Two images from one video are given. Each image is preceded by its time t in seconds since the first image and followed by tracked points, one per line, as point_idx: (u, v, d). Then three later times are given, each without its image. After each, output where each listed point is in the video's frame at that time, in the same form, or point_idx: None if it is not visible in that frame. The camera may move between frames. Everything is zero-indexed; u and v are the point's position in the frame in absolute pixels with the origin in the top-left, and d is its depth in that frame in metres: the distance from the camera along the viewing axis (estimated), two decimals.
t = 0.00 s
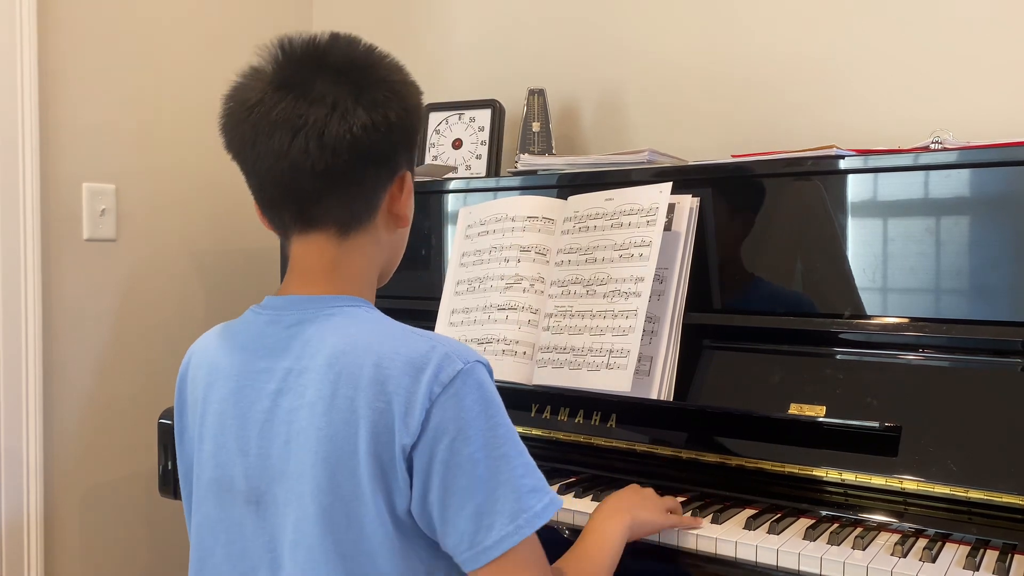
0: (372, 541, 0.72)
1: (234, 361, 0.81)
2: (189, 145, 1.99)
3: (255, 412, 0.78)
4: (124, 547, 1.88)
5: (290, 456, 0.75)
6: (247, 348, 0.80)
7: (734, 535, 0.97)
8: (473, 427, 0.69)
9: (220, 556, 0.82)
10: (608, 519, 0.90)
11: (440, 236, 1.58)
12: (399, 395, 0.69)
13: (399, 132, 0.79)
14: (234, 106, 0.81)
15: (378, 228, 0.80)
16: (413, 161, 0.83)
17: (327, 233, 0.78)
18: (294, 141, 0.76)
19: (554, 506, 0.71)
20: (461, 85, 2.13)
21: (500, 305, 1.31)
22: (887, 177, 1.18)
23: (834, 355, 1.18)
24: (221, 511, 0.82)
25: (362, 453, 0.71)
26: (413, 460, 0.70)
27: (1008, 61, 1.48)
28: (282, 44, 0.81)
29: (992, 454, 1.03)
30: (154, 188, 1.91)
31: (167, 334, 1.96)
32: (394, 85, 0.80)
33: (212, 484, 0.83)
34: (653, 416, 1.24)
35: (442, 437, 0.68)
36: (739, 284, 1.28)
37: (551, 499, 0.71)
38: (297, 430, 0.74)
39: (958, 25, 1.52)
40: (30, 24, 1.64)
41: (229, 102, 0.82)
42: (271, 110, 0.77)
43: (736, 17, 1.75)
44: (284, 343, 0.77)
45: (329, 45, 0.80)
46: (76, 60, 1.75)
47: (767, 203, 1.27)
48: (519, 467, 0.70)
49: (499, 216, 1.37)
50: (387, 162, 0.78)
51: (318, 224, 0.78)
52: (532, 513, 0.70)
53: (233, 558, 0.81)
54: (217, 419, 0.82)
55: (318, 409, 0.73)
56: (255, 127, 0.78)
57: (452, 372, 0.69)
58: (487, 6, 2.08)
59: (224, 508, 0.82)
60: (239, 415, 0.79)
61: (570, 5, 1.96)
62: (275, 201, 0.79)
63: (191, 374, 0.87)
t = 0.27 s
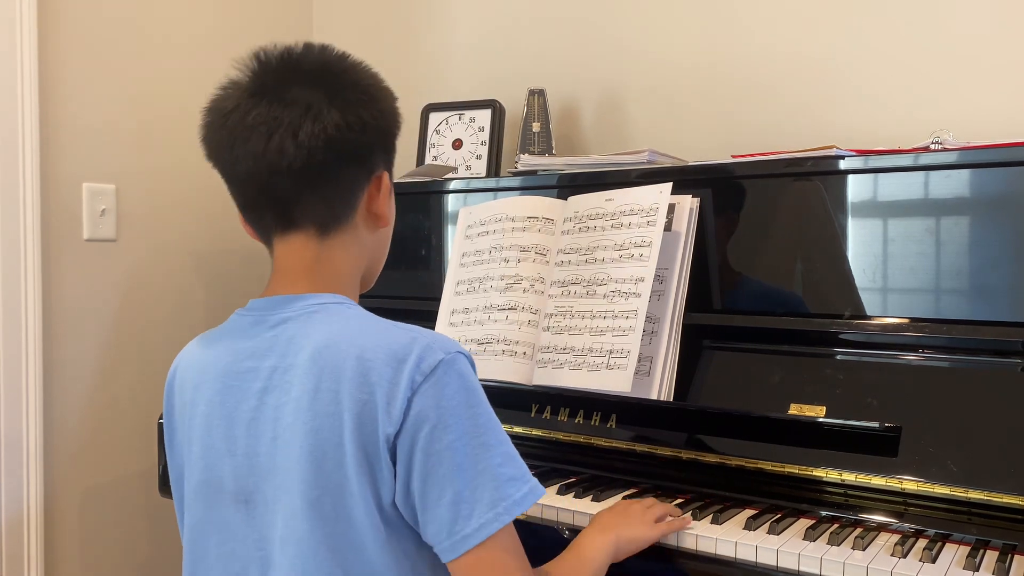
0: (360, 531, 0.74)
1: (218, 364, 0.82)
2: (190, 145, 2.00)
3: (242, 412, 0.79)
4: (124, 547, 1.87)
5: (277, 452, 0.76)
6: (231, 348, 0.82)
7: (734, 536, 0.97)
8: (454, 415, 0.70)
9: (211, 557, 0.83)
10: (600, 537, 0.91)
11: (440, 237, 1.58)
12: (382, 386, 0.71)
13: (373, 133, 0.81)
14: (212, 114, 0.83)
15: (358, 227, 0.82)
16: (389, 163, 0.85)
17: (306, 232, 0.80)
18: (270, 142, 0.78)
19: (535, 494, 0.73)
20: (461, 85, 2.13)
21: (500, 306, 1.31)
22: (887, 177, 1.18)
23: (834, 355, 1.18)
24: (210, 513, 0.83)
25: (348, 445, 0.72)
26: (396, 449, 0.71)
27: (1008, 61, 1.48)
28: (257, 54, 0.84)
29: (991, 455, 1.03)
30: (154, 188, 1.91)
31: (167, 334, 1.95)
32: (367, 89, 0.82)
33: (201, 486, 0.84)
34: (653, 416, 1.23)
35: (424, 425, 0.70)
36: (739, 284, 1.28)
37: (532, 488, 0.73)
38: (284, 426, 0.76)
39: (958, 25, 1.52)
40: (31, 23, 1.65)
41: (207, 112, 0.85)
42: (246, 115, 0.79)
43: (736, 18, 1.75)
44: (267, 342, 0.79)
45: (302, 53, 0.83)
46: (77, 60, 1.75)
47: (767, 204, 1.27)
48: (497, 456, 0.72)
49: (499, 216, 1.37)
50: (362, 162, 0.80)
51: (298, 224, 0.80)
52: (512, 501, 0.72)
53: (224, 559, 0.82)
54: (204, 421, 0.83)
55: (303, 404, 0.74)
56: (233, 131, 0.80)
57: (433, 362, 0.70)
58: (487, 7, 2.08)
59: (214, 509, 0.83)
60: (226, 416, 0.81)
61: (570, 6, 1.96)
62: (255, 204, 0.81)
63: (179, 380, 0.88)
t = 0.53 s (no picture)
0: (348, 530, 0.75)
1: (184, 377, 0.82)
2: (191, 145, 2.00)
3: (213, 422, 0.80)
4: (124, 547, 1.87)
5: (254, 459, 0.77)
6: (196, 360, 0.82)
7: (734, 537, 0.97)
8: (437, 404, 0.71)
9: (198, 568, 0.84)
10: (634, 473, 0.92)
11: (440, 237, 1.58)
12: (354, 387, 0.71)
13: (326, 127, 0.81)
14: (171, 115, 0.85)
15: (315, 224, 0.82)
16: (349, 157, 0.85)
17: (262, 232, 0.81)
18: (220, 137, 0.79)
19: (528, 464, 0.74)
20: (461, 86, 2.13)
21: (500, 307, 1.31)
22: (887, 178, 1.18)
23: (835, 355, 1.18)
24: (195, 524, 0.83)
25: (326, 448, 0.73)
26: (379, 446, 0.72)
27: (1007, 61, 1.48)
28: (215, 54, 0.85)
29: (991, 455, 1.03)
30: (154, 189, 1.91)
31: (167, 334, 1.95)
32: (321, 84, 0.83)
33: (181, 499, 0.84)
34: (653, 417, 1.23)
35: (408, 420, 0.71)
36: (739, 285, 1.28)
37: (525, 458, 0.74)
38: (258, 434, 0.76)
39: (958, 25, 1.52)
40: (31, 24, 1.65)
41: (169, 113, 0.87)
42: (198, 112, 0.81)
43: (736, 18, 1.75)
44: (233, 351, 0.79)
45: (256, 50, 0.84)
46: (77, 61, 1.76)
47: (767, 205, 1.27)
48: (489, 433, 0.73)
49: (500, 216, 1.37)
50: (315, 156, 0.81)
51: (253, 221, 0.81)
52: (509, 475, 0.72)
53: (211, 568, 0.83)
54: (179, 435, 0.83)
55: (276, 411, 0.75)
56: (188, 129, 0.81)
57: (405, 356, 0.71)
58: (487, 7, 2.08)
59: (196, 520, 0.83)
60: (197, 427, 0.81)
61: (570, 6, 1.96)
62: (213, 202, 0.82)
63: (149, 396, 0.88)
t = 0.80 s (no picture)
0: (343, 531, 0.75)
1: (183, 374, 0.82)
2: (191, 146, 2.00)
3: (210, 420, 0.80)
4: (124, 548, 1.87)
5: (250, 458, 0.77)
6: (195, 358, 0.82)
7: (734, 539, 0.96)
8: (435, 406, 0.71)
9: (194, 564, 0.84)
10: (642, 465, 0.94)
11: (441, 238, 1.58)
12: (351, 388, 0.71)
13: (327, 128, 0.81)
14: (175, 113, 0.86)
15: (316, 225, 0.82)
16: (350, 159, 0.85)
17: (263, 231, 0.81)
18: (221, 136, 0.79)
19: (526, 467, 0.73)
20: (461, 86, 2.13)
21: (500, 308, 1.31)
22: (887, 179, 1.18)
23: (835, 357, 1.18)
24: (192, 521, 0.84)
25: (321, 449, 0.73)
26: (376, 448, 0.72)
27: (1007, 62, 1.48)
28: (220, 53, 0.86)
29: (991, 457, 1.03)
30: (154, 189, 1.91)
31: (167, 334, 1.95)
32: (324, 84, 0.83)
33: (179, 495, 0.84)
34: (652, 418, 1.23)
35: (406, 420, 0.71)
36: (738, 286, 1.28)
37: (523, 460, 0.73)
38: (254, 433, 0.76)
39: (958, 26, 1.52)
40: (31, 25, 1.65)
41: (173, 111, 0.87)
42: (201, 111, 0.81)
43: (736, 19, 1.75)
44: (230, 350, 0.79)
45: (261, 50, 0.84)
46: (77, 61, 1.76)
47: (767, 206, 1.27)
48: (487, 436, 0.72)
49: (500, 218, 1.37)
50: (317, 156, 0.81)
51: (253, 221, 0.81)
52: (506, 478, 0.72)
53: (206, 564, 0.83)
54: (176, 433, 0.83)
55: (272, 411, 0.75)
56: (190, 127, 0.82)
57: (404, 358, 0.71)
58: (487, 8, 2.09)
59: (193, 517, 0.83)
60: (195, 425, 0.81)
61: (570, 7, 1.96)
62: (213, 200, 0.83)
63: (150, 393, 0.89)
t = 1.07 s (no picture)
0: (335, 541, 0.74)
1: (188, 369, 0.82)
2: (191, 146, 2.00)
3: (215, 418, 0.80)
4: (123, 549, 1.87)
5: (251, 458, 0.77)
6: (202, 353, 0.82)
7: (734, 540, 0.97)
8: (434, 425, 0.71)
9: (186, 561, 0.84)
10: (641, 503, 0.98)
11: (441, 239, 1.58)
12: (357, 397, 0.72)
13: (362, 142, 0.82)
14: (209, 107, 0.85)
15: (340, 237, 0.83)
16: (379, 173, 0.85)
17: (287, 235, 0.81)
18: (255, 140, 0.79)
19: (518, 499, 0.74)
20: (461, 87, 2.13)
21: (500, 308, 1.31)
22: (887, 181, 1.18)
23: (835, 359, 1.18)
24: (188, 516, 0.84)
25: (322, 455, 0.73)
26: (373, 461, 0.72)
27: (1007, 63, 1.48)
28: (260, 53, 0.85)
29: (990, 457, 1.03)
30: (155, 190, 1.91)
31: (167, 335, 1.95)
32: (362, 97, 0.83)
33: (179, 490, 0.84)
34: (654, 420, 1.24)
35: (406, 435, 0.71)
36: (738, 286, 1.28)
37: (515, 492, 0.74)
38: (258, 434, 0.77)
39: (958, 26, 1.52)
40: (31, 26, 1.65)
41: (206, 104, 0.87)
42: (238, 111, 0.81)
43: (736, 20, 1.75)
44: (241, 348, 0.79)
45: (302, 55, 0.83)
46: (78, 62, 1.76)
47: (767, 207, 1.27)
48: (482, 461, 0.73)
49: (500, 219, 1.37)
50: (348, 170, 0.81)
51: (278, 226, 0.81)
52: (498, 507, 0.72)
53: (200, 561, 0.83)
54: (180, 427, 0.83)
55: (277, 414, 0.75)
56: (224, 126, 0.82)
57: (411, 373, 0.72)
58: (487, 9, 2.09)
59: (190, 514, 0.83)
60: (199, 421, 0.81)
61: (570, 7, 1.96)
62: (239, 200, 0.83)
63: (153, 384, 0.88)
